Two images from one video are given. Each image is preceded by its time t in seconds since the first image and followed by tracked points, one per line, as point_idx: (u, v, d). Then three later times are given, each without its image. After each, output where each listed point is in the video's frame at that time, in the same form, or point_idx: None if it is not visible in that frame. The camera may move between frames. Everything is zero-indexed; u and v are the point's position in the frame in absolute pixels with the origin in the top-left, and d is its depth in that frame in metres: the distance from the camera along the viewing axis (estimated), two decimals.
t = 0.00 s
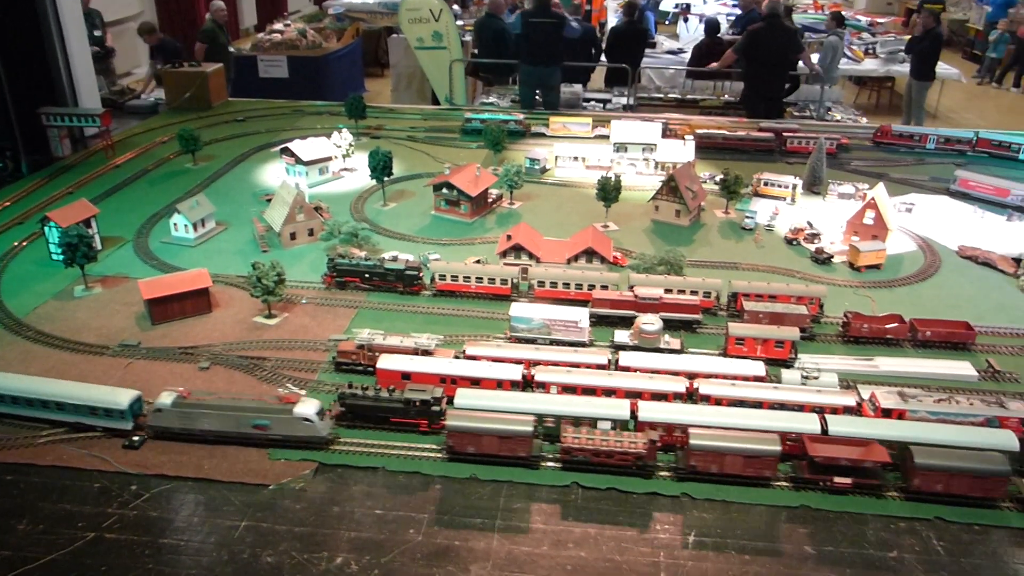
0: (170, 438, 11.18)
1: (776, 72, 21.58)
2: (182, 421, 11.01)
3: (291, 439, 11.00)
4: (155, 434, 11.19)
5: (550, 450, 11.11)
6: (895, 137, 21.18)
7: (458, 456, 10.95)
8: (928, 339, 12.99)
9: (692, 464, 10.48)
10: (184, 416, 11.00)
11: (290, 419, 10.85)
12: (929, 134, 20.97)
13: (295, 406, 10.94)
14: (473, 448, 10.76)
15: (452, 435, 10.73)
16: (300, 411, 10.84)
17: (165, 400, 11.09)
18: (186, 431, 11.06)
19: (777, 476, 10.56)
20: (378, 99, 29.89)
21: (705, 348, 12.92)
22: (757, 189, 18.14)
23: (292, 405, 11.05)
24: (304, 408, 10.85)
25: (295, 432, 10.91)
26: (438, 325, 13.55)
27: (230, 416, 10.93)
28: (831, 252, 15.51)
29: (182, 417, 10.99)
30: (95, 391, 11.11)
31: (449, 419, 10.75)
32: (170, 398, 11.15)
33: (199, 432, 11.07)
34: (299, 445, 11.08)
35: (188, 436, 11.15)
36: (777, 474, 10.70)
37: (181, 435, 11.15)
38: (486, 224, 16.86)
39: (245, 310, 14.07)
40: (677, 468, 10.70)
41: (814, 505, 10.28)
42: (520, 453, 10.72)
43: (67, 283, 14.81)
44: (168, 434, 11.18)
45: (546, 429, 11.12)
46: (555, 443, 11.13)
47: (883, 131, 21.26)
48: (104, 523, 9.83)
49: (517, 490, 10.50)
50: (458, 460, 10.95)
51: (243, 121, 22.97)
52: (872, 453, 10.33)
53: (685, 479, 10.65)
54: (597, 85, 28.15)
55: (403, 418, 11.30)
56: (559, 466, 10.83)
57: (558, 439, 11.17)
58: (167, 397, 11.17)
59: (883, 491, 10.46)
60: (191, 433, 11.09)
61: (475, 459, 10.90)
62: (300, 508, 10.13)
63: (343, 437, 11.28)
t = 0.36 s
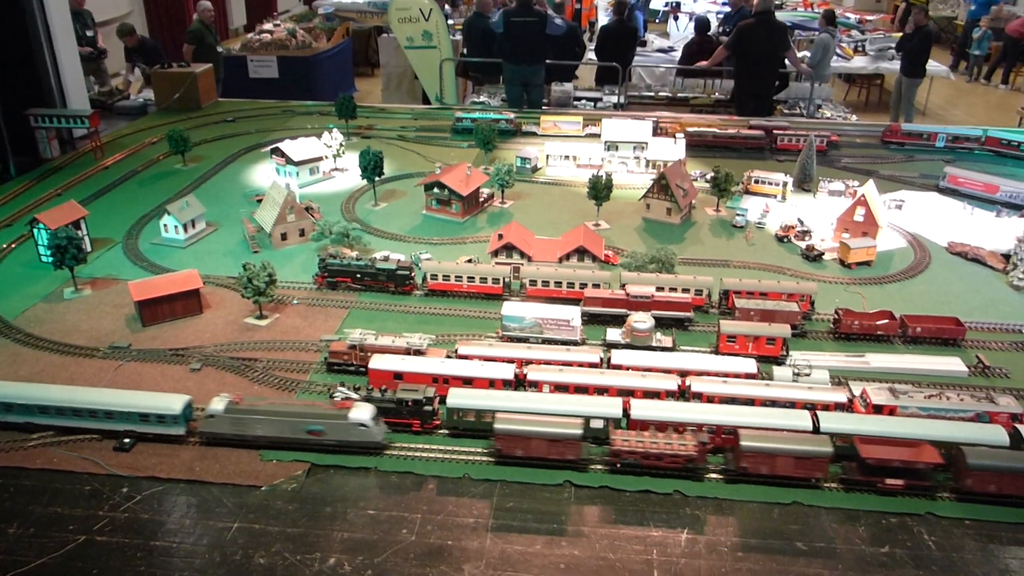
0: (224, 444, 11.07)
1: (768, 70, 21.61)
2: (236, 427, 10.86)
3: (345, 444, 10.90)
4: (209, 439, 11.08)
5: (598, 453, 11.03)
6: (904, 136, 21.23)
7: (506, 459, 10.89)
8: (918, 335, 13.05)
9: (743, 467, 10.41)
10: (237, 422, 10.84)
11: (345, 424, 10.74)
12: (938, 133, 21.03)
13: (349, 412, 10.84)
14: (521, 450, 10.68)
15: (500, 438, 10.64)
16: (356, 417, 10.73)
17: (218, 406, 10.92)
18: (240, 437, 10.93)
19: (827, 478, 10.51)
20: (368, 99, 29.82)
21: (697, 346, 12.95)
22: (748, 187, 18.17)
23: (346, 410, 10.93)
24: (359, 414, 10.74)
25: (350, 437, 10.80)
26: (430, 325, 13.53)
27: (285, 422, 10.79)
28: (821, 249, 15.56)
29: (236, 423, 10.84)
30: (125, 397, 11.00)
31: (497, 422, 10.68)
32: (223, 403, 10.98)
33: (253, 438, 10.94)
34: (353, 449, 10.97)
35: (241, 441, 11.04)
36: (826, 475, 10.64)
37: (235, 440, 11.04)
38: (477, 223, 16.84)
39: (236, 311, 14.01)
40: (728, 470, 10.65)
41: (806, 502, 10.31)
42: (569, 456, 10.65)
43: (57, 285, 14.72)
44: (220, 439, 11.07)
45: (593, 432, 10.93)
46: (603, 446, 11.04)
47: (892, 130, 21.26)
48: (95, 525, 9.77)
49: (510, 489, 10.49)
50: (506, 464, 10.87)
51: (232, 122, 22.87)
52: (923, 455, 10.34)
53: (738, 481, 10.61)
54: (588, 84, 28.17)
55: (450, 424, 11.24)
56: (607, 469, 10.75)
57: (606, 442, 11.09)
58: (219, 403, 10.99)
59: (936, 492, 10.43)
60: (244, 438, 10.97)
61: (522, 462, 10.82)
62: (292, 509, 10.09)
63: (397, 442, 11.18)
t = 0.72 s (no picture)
0: (285, 449, 11.02)
1: (762, 69, 21.64)
2: (296, 432, 10.81)
3: (408, 449, 10.84)
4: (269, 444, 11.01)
5: (654, 457, 10.98)
6: (918, 136, 21.13)
7: (561, 462, 10.79)
8: (911, 332, 13.08)
9: (800, 469, 10.38)
10: (298, 427, 10.79)
11: (409, 430, 10.67)
12: (951, 132, 21.02)
13: (412, 416, 10.76)
14: (578, 455, 10.58)
15: (555, 442, 10.54)
16: (419, 422, 10.67)
17: (279, 411, 10.87)
18: (300, 442, 10.87)
19: (886, 480, 10.45)
20: (361, 99, 29.79)
21: (690, 344, 12.97)
22: (741, 185, 18.20)
23: (409, 415, 10.85)
24: (422, 419, 10.67)
25: (413, 442, 10.74)
26: (424, 325, 13.52)
27: (347, 427, 10.72)
28: (814, 247, 15.59)
29: (297, 428, 10.79)
30: (148, 401, 10.98)
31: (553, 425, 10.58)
32: (284, 408, 10.93)
33: (314, 443, 10.89)
34: (414, 454, 10.92)
35: (301, 446, 10.97)
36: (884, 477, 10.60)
37: (295, 445, 10.98)
38: (471, 223, 16.82)
39: (230, 313, 13.98)
40: (785, 473, 10.60)
41: (800, 499, 10.33)
42: (626, 459, 10.58)
43: (49, 288, 14.67)
44: (280, 444, 11.01)
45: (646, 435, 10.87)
46: (659, 450, 10.99)
47: (905, 130, 21.18)
48: (89, 528, 9.74)
49: (505, 489, 10.49)
50: (562, 467, 10.78)
51: (225, 123, 22.81)
52: (982, 456, 10.33)
53: (796, 484, 10.56)
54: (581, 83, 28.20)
55: (508, 429, 11.14)
56: (663, 473, 10.72)
57: (662, 446, 11.05)
58: (280, 408, 10.95)
59: (977, 493, 10.43)
60: (305, 443, 10.90)
61: (578, 466, 10.74)
62: (287, 511, 10.07)
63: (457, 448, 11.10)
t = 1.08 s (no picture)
0: (348, 452, 10.96)
1: (756, 68, 21.67)
2: (360, 436, 10.71)
3: (472, 452, 10.78)
4: (333, 446, 10.94)
5: (709, 459, 10.94)
6: (931, 138, 21.14)
7: (616, 466, 10.75)
8: (903, 332, 13.12)
9: (858, 473, 10.34)
10: (363, 431, 10.68)
11: (476, 434, 10.58)
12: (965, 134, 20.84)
13: (478, 420, 10.66)
14: (634, 458, 10.57)
15: (613, 446, 10.50)
16: (486, 426, 10.58)
17: (343, 415, 10.76)
18: (364, 445, 10.79)
19: (944, 484, 10.43)
20: (355, 99, 29.76)
21: (684, 344, 12.99)
22: (734, 185, 18.24)
23: (474, 418, 10.74)
24: (488, 423, 10.59)
25: (478, 446, 10.68)
26: (417, 325, 13.51)
27: (413, 431, 10.62)
28: (807, 247, 15.62)
29: (362, 432, 10.68)
30: (152, 402, 10.92)
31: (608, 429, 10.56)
32: (347, 412, 10.82)
33: (378, 446, 10.81)
34: (479, 457, 10.85)
35: (364, 449, 10.90)
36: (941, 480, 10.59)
37: (358, 448, 10.91)
38: (464, 222, 16.82)
39: (223, 312, 13.95)
40: (843, 477, 10.54)
41: (792, 498, 10.36)
42: (682, 462, 10.57)
43: (41, 288, 14.61)
44: (343, 447, 10.94)
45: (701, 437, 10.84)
46: (715, 452, 10.96)
47: (918, 131, 21.28)
48: (80, 529, 9.71)
49: (499, 489, 10.49)
50: (617, 471, 10.75)
51: (219, 122, 22.76)
52: None
53: (854, 488, 10.50)
54: (575, 83, 28.22)
55: (567, 430, 11.10)
56: (719, 476, 10.66)
57: (716, 449, 11.00)
58: (342, 412, 10.84)
59: (969, 491, 10.47)
60: (369, 446, 10.82)
61: (634, 469, 10.72)
62: (280, 510, 10.06)
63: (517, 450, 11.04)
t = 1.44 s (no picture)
0: (408, 456, 10.90)
1: (743, 67, 21.75)
2: (423, 441, 10.66)
3: (535, 455, 10.72)
4: (395, 450, 10.88)
5: (761, 460, 10.93)
6: (937, 136, 21.18)
7: (667, 467, 10.75)
8: (891, 327, 13.20)
9: (911, 472, 10.32)
10: (425, 436, 10.63)
11: (538, 437, 10.52)
12: (972, 134, 20.69)
13: (540, 423, 10.61)
14: (687, 459, 10.57)
15: (667, 447, 10.50)
16: (548, 429, 10.52)
17: (405, 419, 10.69)
18: (426, 449, 10.74)
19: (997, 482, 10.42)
20: (344, 99, 29.70)
21: (674, 342, 13.00)
22: (723, 183, 18.30)
23: (537, 421, 10.69)
24: (552, 425, 10.54)
25: (541, 449, 10.60)
26: (407, 325, 13.50)
27: (476, 434, 10.57)
28: (796, 244, 15.68)
29: (424, 437, 10.63)
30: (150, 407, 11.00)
31: (661, 430, 10.56)
32: (409, 416, 10.76)
33: (440, 450, 10.76)
34: (541, 460, 10.79)
35: (426, 453, 10.85)
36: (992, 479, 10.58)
37: (420, 452, 10.85)
38: (454, 222, 16.82)
39: (212, 315, 13.90)
40: (895, 476, 10.52)
41: (782, 494, 10.40)
42: (735, 463, 10.55)
43: (28, 292, 14.52)
44: (405, 451, 10.89)
45: (756, 437, 10.85)
46: (767, 453, 10.95)
47: (925, 130, 21.37)
48: (69, 534, 9.66)
49: (490, 488, 10.49)
50: (669, 473, 10.74)
51: (207, 123, 22.67)
52: None
53: (906, 487, 10.51)
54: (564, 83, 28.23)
55: (621, 432, 11.09)
56: (772, 476, 10.66)
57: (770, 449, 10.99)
58: (404, 416, 10.76)
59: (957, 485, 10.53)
60: (431, 450, 10.77)
61: (688, 471, 10.71)
62: (270, 512, 10.03)
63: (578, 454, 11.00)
